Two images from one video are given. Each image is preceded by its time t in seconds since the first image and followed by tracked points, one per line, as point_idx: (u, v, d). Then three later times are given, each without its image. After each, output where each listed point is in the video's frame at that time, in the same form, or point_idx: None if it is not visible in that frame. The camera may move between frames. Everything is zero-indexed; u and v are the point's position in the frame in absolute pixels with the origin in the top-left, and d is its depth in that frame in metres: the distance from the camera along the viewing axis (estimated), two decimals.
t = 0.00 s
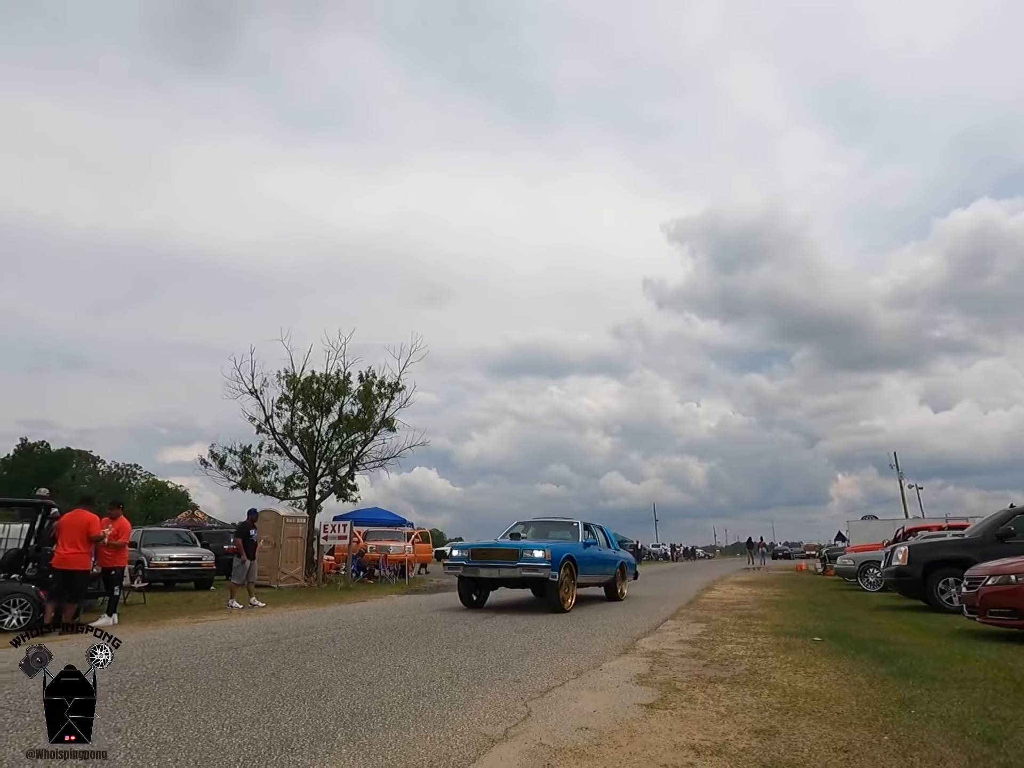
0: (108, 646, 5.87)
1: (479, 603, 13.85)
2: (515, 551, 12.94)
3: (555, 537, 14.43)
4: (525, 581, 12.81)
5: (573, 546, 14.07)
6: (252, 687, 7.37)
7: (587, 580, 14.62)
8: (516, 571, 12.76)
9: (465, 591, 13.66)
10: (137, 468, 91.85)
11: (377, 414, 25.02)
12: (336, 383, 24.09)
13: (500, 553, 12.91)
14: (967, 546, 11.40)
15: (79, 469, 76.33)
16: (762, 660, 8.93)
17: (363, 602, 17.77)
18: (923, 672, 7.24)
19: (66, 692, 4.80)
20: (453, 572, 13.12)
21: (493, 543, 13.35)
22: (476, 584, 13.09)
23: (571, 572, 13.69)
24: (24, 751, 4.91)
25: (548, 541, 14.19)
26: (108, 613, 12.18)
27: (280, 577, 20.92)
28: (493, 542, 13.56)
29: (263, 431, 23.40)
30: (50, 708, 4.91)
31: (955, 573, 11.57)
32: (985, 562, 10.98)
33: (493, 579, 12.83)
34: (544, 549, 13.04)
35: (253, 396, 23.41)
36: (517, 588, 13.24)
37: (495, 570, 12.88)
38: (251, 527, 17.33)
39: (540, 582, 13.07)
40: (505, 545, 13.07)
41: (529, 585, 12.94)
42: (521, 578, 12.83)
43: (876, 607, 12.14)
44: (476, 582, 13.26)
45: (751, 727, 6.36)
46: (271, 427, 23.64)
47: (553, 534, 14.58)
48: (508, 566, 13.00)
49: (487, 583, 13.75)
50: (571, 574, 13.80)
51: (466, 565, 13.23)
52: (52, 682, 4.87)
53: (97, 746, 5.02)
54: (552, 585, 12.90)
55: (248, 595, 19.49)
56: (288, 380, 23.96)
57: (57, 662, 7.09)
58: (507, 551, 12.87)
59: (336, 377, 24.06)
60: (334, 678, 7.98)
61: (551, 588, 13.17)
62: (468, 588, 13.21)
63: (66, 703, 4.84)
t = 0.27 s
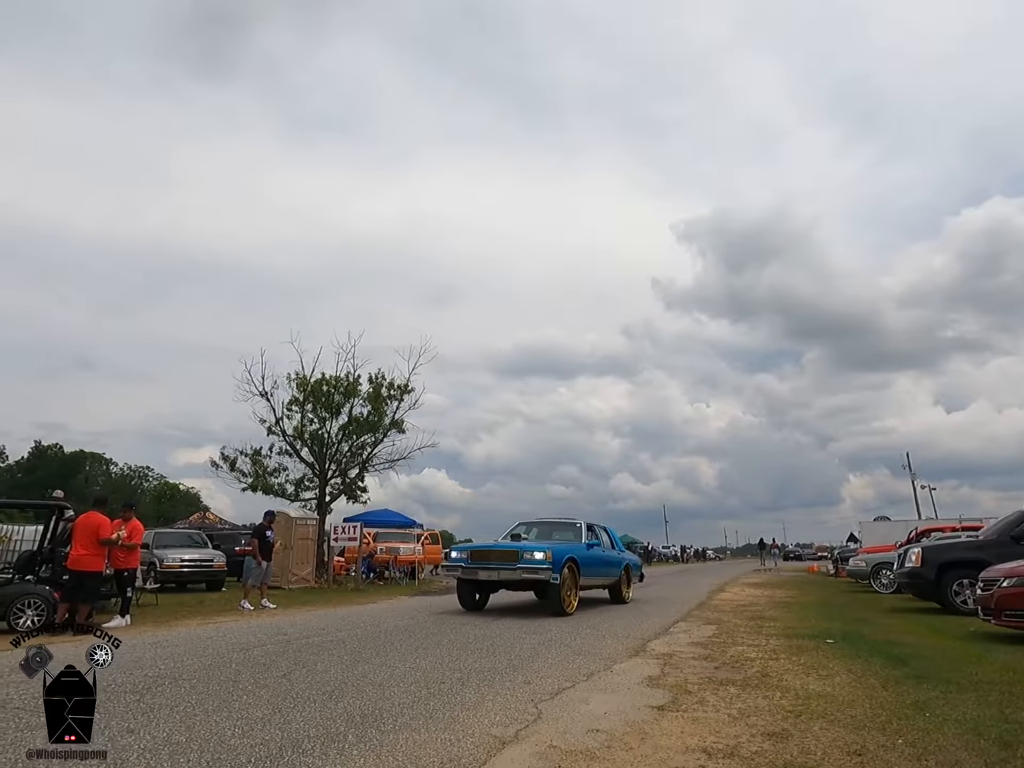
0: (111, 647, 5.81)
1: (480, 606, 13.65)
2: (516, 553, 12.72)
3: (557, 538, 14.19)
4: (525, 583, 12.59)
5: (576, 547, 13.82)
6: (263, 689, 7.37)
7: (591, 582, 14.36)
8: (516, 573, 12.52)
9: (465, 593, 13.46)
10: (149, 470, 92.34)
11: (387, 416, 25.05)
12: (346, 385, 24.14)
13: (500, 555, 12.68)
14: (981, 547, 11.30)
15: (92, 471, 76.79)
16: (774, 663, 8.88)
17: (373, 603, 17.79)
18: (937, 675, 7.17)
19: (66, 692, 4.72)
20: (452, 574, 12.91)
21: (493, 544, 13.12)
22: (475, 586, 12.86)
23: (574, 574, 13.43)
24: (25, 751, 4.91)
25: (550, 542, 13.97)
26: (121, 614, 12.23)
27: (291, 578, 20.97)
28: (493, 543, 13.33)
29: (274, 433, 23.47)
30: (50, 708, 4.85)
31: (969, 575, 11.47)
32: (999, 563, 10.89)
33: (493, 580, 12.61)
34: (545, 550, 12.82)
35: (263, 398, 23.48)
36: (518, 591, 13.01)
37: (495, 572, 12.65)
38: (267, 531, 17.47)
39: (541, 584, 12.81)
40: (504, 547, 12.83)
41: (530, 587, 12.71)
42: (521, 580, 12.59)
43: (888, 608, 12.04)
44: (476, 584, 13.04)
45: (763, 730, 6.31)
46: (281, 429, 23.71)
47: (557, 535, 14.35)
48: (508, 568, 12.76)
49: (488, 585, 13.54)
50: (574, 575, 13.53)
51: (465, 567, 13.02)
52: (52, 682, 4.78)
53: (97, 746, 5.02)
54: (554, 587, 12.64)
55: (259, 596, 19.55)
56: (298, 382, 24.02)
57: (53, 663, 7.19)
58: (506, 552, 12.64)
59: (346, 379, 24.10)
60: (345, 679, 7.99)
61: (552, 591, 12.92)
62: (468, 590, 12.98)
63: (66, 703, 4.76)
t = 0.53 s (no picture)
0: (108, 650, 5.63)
1: (474, 609, 13.27)
2: (513, 553, 12.37)
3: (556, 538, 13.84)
4: (523, 584, 12.22)
5: (575, 548, 13.44)
6: (272, 688, 7.38)
7: (591, 583, 13.98)
8: (512, 573, 12.14)
9: (460, 594, 13.08)
10: (159, 470, 92.76)
11: (395, 416, 25.07)
12: (354, 385, 24.16)
13: (496, 555, 12.31)
14: (993, 548, 11.21)
15: (103, 471, 77.17)
16: (784, 663, 8.83)
17: (382, 604, 17.80)
18: (949, 676, 7.11)
19: (66, 693, 4.72)
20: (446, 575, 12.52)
21: (489, 544, 12.75)
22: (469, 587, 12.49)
23: (573, 575, 13.04)
24: (24, 751, 4.88)
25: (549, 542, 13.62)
26: (132, 614, 12.26)
27: (301, 578, 21.00)
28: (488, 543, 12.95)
29: (283, 434, 23.52)
30: (50, 708, 4.85)
31: (981, 576, 11.38)
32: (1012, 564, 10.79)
33: (489, 581, 12.27)
34: (543, 551, 12.45)
35: (272, 399, 23.53)
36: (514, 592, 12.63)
37: (490, 573, 12.27)
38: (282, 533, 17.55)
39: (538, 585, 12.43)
40: (501, 546, 12.46)
41: (528, 588, 12.34)
42: (519, 581, 12.22)
43: (899, 609, 11.96)
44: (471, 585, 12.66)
45: (773, 731, 6.27)
46: (290, 429, 23.76)
47: (557, 534, 14.03)
48: (504, 568, 12.39)
49: (484, 586, 13.19)
50: (572, 576, 13.15)
51: (460, 568, 12.64)
52: (52, 683, 4.80)
53: (97, 746, 5.00)
54: (552, 589, 12.28)
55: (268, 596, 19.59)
56: (307, 383, 24.07)
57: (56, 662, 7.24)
58: (502, 552, 12.26)
59: (354, 380, 24.14)
60: (354, 679, 7.99)
61: (551, 592, 12.55)
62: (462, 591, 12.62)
63: (66, 703, 4.74)
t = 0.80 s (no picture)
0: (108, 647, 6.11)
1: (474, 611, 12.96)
2: (513, 553, 12.10)
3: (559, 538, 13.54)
4: (523, 584, 11.94)
5: (579, 548, 13.12)
6: (285, 688, 7.38)
7: (595, 584, 13.65)
8: (512, 574, 11.83)
9: (459, 595, 12.77)
10: (174, 471, 93.24)
11: (407, 417, 25.09)
12: (366, 386, 24.20)
13: (496, 555, 12.00)
14: (1011, 548, 11.07)
15: (119, 472, 77.67)
16: (799, 664, 8.75)
17: (394, 603, 17.82)
18: (967, 678, 7.02)
19: (66, 692, 4.94)
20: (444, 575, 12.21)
21: (489, 543, 12.43)
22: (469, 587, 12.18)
23: (575, 575, 12.71)
24: (24, 751, 4.82)
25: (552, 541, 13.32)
26: (147, 613, 12.30)
27: (314, 578, 21.04)
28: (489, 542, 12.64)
29: (296, 435, 23.60)
30: (50, 709, 4.99)
31: (999, 576, 11.24)
32: None
33: (489, 582, 11.96)
34: (544, 550, 12.14)
35: (285, 400, 23.61)
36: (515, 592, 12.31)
37: (490, 573, 11.95)
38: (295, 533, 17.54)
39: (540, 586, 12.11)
40: (501, 546, 12.14)
41: (529, 589, 12.05)
42: (519, 582, 11.90)
43: (915, 610, 11.83)
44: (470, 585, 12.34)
45: (787, 733, 6.20)
46: (303, 430, 23.83)
47: (561, 534, 13.73)
48: (505, 568, 12.08)
49: (484, 587, 12.94)
50: (575, 577, 12.82)
51: (459, 568, 12.33)
52: (52, 683, 5.00)
53: (97, 745, 4.96)
54: (553, 589, 11.96)
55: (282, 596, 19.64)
56: (319, 384, 24.13)
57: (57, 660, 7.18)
58: (502, 552, 11.94)
59: (366, 381, 24.17)
60: (367, 679, 7.98)
61: (552, 593, 12.23)
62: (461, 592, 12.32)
63: (66, 703, 4.95)
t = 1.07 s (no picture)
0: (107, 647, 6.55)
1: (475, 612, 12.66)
2: (515, 553, 11.74)
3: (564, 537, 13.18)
4: (525, 585, 11.58)
5: (584, 547, 12.74)
6: (302, 686, 7.39)
7: (601, 584, 13.26)
8: (513, 574, 11.46)
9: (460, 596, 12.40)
10: (194, 471, 94.01)
11: (422, 417, 25.12)
12: (381, 386, 24.25)
13: (498, 554, 11.64)
14: None
15: (138, 472, 78.37)
16: (818, 665, 8.66)
17: (410, 603, 17.84)
18: (990, 679, 6.91)
19: (66, 693, 5.07)
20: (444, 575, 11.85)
21: (490, 542, 12.07)
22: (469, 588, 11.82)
23: (579, 576, 12.32)
24: (23, 751, 4.75)
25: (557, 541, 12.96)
26: (167, 613, 12.35)
27: (330, 577, 21.10)
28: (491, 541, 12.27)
29: (312, 435, 23.69)
30: (52, 711, 5.07)
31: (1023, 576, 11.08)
32: None
33: (490, 582, 11.60)
34: (547, 550, 11.76)
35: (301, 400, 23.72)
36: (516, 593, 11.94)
37: (491, 573, 11.58)
38: (314, 533, 17.58)
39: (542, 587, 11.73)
40: (502, 545, 11.77)
41: (532, 590, 11.68)
42: (521, 582, 11.53)
43: (936, 610, 11.69)
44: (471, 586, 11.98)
45: (807, 734, 6.13)
46: (319, 431, 23.93)
47: (566, 533, 13.37)
48: (506, 569, 11.71)
49: (487, 587, 12.59)
50: (579, 578, 12.43)
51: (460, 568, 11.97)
52: (52, 684, 5.16)
53: (97, 745, 4.88)
54: (556, 591, 11.58)
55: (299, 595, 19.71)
56: (335, 384, 24.21)
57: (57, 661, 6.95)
58: (504, 551, 11.57)
59: (381, 381, 24.23)
60: (383, 678, 7.98)
61: (555, 594, 11.85)
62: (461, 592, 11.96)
63: (67, 703, 5.06)
